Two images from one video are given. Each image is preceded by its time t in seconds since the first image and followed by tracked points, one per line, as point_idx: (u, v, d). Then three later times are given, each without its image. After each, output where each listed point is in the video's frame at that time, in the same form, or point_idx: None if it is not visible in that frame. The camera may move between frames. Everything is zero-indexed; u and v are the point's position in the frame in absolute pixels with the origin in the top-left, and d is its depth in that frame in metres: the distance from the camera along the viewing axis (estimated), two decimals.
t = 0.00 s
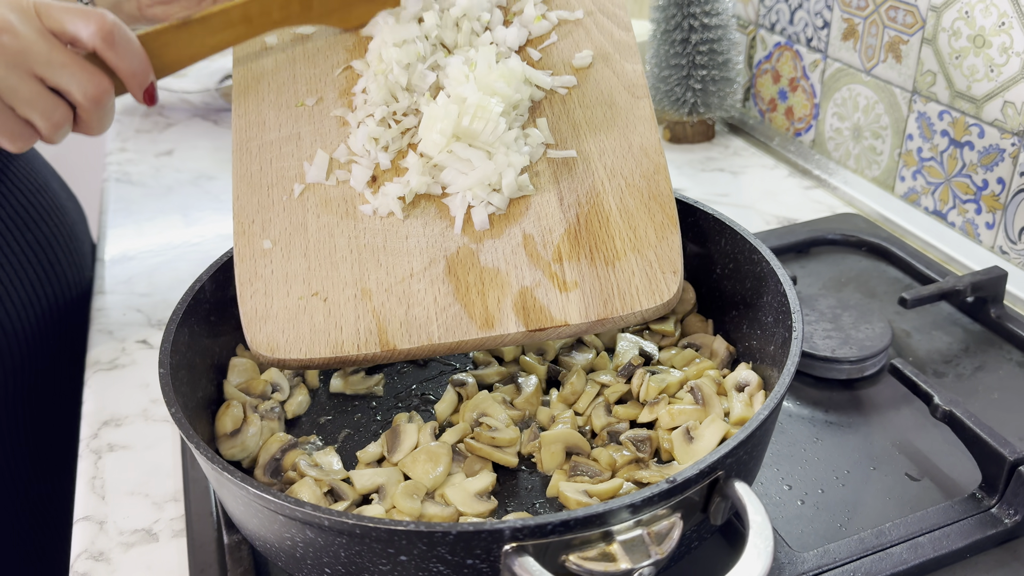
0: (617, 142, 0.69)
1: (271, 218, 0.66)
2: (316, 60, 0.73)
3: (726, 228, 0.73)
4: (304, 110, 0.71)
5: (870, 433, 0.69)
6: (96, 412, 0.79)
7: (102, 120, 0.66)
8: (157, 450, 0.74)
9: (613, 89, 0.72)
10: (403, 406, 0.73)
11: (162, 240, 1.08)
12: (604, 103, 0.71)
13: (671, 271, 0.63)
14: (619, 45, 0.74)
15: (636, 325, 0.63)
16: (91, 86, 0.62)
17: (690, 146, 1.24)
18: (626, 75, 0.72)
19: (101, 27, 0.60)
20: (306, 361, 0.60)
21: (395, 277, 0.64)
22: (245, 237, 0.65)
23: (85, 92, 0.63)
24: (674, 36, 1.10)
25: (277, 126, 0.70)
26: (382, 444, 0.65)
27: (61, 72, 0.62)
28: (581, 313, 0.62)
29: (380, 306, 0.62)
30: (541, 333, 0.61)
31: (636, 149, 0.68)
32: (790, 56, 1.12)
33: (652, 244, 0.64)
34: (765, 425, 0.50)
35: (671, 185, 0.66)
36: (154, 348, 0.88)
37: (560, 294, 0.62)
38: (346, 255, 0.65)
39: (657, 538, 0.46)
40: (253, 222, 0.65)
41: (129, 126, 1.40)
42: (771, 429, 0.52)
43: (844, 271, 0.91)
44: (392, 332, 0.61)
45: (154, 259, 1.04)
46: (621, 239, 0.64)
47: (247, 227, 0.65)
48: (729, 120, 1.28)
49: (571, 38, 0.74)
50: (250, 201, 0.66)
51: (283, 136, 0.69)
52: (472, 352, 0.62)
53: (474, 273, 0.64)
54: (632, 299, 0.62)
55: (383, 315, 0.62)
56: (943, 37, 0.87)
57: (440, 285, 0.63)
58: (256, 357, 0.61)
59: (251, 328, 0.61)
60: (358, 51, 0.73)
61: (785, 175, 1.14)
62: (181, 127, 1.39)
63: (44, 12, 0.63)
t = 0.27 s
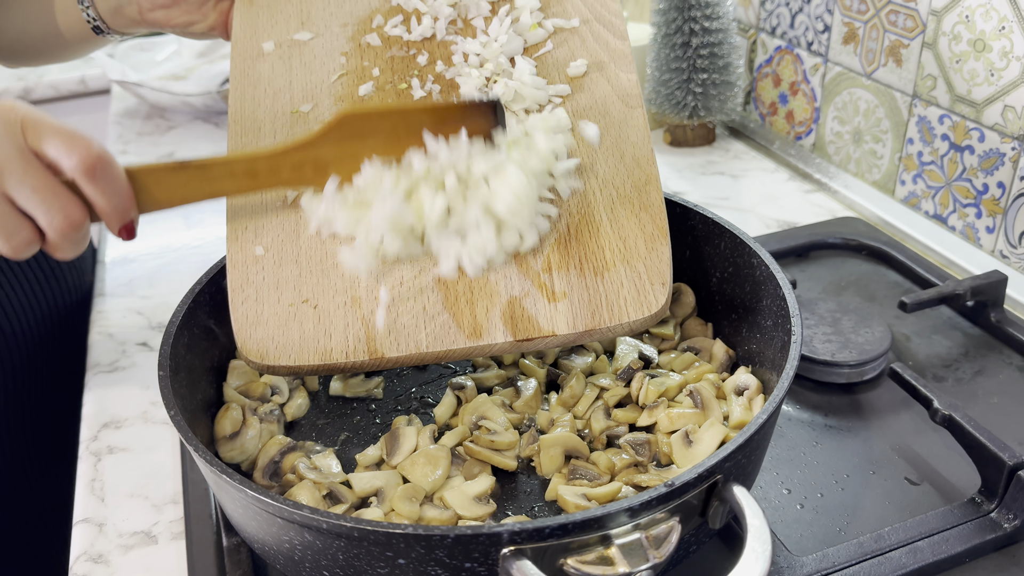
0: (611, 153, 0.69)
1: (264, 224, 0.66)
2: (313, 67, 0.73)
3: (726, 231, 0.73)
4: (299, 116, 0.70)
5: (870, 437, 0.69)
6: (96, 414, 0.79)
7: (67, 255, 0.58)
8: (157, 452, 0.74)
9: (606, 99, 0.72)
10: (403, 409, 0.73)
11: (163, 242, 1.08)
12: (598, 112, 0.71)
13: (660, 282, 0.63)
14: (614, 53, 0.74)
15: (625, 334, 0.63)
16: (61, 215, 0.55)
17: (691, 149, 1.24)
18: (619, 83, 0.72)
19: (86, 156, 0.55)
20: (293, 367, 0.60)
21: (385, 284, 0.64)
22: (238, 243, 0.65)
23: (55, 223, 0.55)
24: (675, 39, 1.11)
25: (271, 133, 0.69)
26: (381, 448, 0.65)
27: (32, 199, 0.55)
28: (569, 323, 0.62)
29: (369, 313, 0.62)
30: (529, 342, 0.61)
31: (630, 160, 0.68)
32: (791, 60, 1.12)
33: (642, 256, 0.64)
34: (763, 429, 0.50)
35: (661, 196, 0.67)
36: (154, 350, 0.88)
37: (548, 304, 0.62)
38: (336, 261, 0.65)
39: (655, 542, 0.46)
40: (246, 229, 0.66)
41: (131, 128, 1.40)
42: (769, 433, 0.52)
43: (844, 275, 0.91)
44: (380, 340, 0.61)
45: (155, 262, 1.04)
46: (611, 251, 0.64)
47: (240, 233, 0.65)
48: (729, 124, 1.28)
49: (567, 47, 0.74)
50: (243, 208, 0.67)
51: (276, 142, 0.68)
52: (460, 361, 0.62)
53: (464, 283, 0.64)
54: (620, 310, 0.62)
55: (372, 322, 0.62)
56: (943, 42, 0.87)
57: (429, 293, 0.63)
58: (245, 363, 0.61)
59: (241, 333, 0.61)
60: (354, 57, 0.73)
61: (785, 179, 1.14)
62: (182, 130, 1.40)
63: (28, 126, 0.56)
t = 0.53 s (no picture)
0: (606, 163, 0.70)
1: (259, 232, 0.66)
2: (313, 73, 0.73)
3: (727, 234, 0.73)
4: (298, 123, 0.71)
5: (871, 439, 0.69)
6: (97, 415, 0.79)
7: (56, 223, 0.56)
8: (158, 453, 0.74)
9: (603, 107, 0.73)
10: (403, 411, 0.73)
11: (165, 244, 1.08)
12: (595, 122, 0.72)
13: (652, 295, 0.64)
14: (612, 63, 0.74)
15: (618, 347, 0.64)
16: (44, 165, 0.54)
17: (692, 152, 1.24)
18: (616, 92, 0.73)
19: (71, 113, 0.53)
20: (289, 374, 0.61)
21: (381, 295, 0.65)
22: (233, 250, 0.65)
23: (38, 178, 0.54)
24: (676, 42, 1.11)
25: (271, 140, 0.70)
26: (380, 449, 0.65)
27: (12, 148, 0.54)
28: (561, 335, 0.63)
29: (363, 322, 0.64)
30: (523, 352, 0.63)
31: (624, 171, 0.69)
32: (792, 62, 1.12)
33: (634, 268, 0.65)
34: (764, 431, 0.50)
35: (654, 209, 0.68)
36: (156, 351, 0.88)
37: (540, 316, 0.64)
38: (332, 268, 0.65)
39: (656, 544, 0.46)
40: (242, 236, 0.66)
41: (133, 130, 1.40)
42: (770, 435, 0.52)
43: (845, 277, 0.91)
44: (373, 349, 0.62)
45: (156, 263, 1.04)
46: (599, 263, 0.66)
47: (236, 240, 0.66)
48: (730, 126, 1.28)
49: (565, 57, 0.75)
50: (241, 215, 0.67)
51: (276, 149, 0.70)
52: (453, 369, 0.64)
53: (457, 293, 0.65)
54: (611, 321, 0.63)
55: (367, 331, 0.63)
56: (944, 44, 0.87)
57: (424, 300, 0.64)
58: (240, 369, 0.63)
59: (235, 342, 0.62)
60: (354, 62, 0.73)
61: (786, 182, 1.14)
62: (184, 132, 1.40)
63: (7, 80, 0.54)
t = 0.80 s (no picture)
0: (602, 173, 0.68)
1: (248, 243, 0.66)
2: (305, 81, 0.73)
3: (729, 235, 0.73)
4: (288, 131, 0.71)
5: (873, 442, 0.69)
6: (99, 416, 0.79)
7: (129, 73, 0.66)
8: (160, 454, 0.74)
9: (597, 115, 0.70)
10: (406, 414, 0.73)
11: (167, 245, 1.08)
12: (588, 131, 0.70)
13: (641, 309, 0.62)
14: (608, 70, 0.72)
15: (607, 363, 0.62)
16: (119, 23, 0.64)
17: (693, 153, 1.25)
18: (612, 99, 0.71)
19: None
20: (273, 388, 0.61)
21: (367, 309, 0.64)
22: (222, 262, 0.65)
23: (115, 29, 0.64)
24: (678, 44, 1.11)
25: (261, 148, 0.70)
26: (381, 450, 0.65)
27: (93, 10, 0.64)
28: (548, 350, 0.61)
29: (348, 338, 0.63)
30: (509, 369, 0.61)
31: (618, 180, 0.67)
32: (793, 64, 1.13)
33: (626, 282, 0.63)
34: (767, 432, 0.50)
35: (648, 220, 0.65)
36: (157, 352, 0.88)
37: (528, 331, 0.62)
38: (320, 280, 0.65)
39: (658, 545, 0.46)
40: (232, 247, 0.66)
41: (135, 131, 1.41)
42: (772, 437, 0.52)
43: (846, 279, 0.91)
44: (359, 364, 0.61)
45: (158, 264, 1.04)
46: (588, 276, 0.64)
47: (225, 252, 0.66)
48: (732, 128, 1.28)
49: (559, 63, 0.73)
50: (230, 224, 0.67)
51: (266, 158, 0.70)
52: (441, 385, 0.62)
53: (446, 306, 0.64)
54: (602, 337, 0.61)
55: (354, 345, 0.62)
56: (946, 46, 0.87)
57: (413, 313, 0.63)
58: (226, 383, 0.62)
59: (221, 356, 0.62)
60: (345, 69, 0.74)
61: (788, 184, 1.14)
62: (185, 133, 1.40)
63: None
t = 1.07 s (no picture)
0: (591, 169, 0.68)
1: (238, 240, 0.65)
2: (298, 77, 0.73)
3: (730, 236, 0.73)
4: (279, 129, 0.70)
5: (874, 443, 0.69)
6: (100, 417, 0.79)
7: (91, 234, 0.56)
8: (161, 455, 0.74)
9: (591, 110, 0.70)
10: (407, 414, 0.73)
11: (168, 246, 1.08)
12: (582, 128, 0.69)
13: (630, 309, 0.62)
14: (603, 65, 0.73)
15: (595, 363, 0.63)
16: (80, 173, 0.53)
17: (695, 154, 1.24)
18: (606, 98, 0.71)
19: (120, 124, 0.53)
20: (259, 388, 0.60)
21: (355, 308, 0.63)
22: (211, 259, 0.64)
23: (78, 184, 0.53)
24: (679, 45, 1.11)
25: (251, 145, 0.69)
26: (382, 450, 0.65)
27: (52, 160, 0.53)
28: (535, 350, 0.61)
29: (335, 337, 0.62)
30: (496, 368, 0.61)
31: (609, 179, 0.67)
32: (795, 65, 1.12)
33: (615, 281, 0.63)
34: (768, 433, 0.50)
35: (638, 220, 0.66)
36: (159, 353, 0.88)
37: (516, 330, 0.62)
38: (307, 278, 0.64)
39: (661, 546, 0.46)
40: (221, 244, 0.65)
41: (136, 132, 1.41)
42: (774, 438, 0.52)
43: (848, 281, 0.91)
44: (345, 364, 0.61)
45: (159, 265, 1.04)
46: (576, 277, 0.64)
47: (214, 248, 0.65)
48: (733, 130, 1.28)
49: (555, 57, 0.73)
50: (218, 223, 0.66)
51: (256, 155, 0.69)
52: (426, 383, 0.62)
53: (433, 307, 0.63)
54: (590, 337, 0.61)
55: (342, 344, 0.62)
56: (948, 47, 0.87)
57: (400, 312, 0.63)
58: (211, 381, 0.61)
59: (207, 352, 0.61)
60: (339, 67, 0.73)
61: (789, 185, 1.14)
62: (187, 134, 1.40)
63: (57, 84, 0.54)
